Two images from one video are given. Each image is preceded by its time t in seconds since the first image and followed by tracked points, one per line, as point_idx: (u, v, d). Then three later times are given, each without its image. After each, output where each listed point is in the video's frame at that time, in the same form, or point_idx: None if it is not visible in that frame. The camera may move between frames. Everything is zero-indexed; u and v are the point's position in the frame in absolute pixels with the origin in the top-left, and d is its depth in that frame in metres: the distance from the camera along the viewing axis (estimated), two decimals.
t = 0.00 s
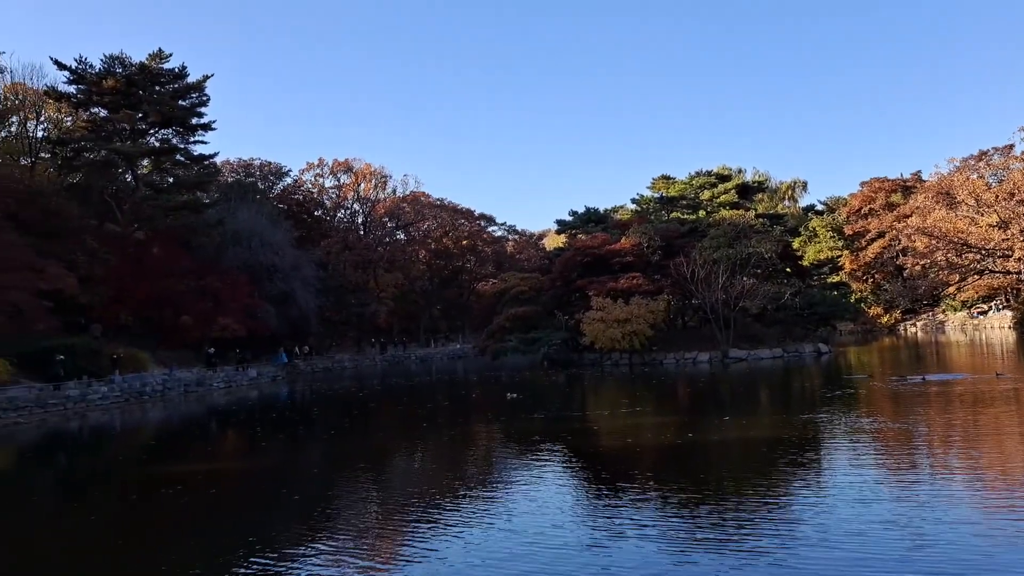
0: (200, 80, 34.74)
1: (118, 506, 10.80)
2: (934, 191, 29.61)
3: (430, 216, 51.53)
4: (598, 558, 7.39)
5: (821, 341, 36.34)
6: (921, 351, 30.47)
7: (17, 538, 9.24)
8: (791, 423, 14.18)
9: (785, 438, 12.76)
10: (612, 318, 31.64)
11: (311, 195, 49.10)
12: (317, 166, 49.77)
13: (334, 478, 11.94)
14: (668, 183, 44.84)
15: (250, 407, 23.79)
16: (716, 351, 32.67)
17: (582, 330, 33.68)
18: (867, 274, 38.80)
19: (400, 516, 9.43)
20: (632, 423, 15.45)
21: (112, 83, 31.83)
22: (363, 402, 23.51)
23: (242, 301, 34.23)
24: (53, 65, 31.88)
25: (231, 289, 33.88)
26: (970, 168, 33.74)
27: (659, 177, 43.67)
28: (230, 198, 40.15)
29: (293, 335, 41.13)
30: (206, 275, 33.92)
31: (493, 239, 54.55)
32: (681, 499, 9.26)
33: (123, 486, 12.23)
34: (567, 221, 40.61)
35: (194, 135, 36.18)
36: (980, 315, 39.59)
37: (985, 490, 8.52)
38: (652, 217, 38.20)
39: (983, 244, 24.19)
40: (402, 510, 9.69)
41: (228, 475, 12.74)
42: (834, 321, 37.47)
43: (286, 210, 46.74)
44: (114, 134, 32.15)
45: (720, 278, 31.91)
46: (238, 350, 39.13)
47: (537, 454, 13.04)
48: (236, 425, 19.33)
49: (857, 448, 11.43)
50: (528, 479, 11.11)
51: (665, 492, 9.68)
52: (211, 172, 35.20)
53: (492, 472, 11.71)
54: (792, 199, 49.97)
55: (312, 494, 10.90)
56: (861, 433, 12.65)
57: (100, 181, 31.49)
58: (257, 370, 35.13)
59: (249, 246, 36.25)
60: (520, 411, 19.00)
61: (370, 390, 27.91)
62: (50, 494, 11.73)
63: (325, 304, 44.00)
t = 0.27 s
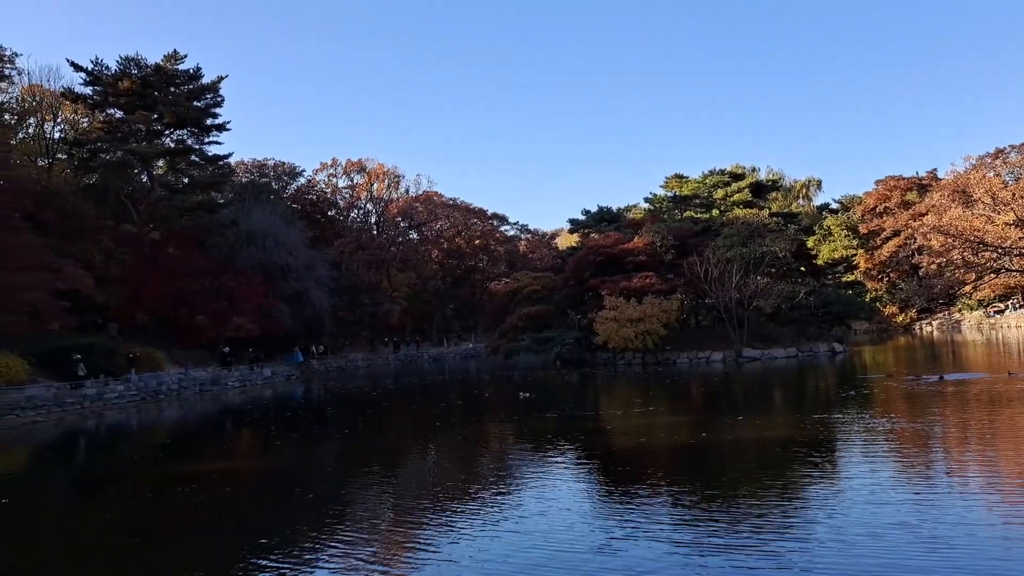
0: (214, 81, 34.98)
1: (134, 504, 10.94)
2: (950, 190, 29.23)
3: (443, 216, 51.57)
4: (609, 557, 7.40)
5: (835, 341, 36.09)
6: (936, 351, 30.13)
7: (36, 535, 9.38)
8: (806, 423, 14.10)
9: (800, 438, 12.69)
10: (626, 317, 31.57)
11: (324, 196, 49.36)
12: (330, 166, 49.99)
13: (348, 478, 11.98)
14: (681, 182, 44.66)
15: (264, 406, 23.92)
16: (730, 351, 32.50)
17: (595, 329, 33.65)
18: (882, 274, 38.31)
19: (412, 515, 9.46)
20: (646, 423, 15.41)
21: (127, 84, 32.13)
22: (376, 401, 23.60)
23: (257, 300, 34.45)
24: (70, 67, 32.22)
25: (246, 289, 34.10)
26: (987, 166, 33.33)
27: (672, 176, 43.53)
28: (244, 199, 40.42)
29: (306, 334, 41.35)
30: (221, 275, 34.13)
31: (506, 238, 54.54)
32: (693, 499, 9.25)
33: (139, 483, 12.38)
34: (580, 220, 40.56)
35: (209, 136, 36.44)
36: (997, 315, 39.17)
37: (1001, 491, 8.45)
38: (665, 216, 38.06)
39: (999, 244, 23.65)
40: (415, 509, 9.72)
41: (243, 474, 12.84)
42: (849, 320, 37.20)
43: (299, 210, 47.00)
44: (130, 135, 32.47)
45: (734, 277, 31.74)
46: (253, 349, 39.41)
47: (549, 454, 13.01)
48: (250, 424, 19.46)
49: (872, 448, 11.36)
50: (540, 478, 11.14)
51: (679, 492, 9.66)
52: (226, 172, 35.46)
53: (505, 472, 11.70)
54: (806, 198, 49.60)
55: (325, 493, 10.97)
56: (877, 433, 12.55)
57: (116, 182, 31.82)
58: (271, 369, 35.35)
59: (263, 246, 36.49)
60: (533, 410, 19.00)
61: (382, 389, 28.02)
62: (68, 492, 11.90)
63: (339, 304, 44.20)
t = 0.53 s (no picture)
0: (229, 82, 35.24)
1: (152, 502, 11.04)
2: (967, 188, 28.85)
3: (457, 215, 51.68)
4: (624, 558, 7.38)
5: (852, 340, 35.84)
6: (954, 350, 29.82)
7: (56, 533, 9.48)
8: (821, 423, 14.03)
9: (815, 437, 12.62)
10: (640, 317, 31.52)
11: (338, 196, 49.63)
12: (345, 166, 50.28)
13: (363, 477, 12.05)
14: (695, 181, 44.51)
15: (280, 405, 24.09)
16: (745, 350, 32.36)
17: (609, 329, 33.60)
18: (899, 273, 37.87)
19: (427, 514, 9.50)
20: (660, 422, 15.40)
21: (144, 86, 32.45)
22: (391, 400, 23.70)
23: (273, 300, 34.57)
24: (88, 69, 32.59)
25: (262, 288, 34.26)
26: (1006, 164, 32.87)
27: (686, 175, 43.41)
28: (259, 199, 40.73)
29: (322, 334, 41.62)
30: (237, 275, 34.25)
31: (519, 238, 54.57)
32: (708, 499, 9.22)
33: (158, 482, 12.49)
34: (594, 220, 40.49)
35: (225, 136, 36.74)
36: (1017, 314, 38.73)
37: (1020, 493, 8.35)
38: (679, 215, 37.95)
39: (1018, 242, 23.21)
40: (430, 508, 9.76)
41: (260, 472, 12.95)
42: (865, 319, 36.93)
43: (314, 210, 47.29)
44: (147, 136, 32.79)
45: (748, 277, 31.57)
46: (269, 349, 39.73)
47: (564, 453, 13.01)
48: (266, 423, 19.62)
49: (888, 449, 11.28)
50: (555, 478, 11.13)
51: (693, 491, 9.65)
52: (241, 173, 35.73)
53: (519, 471, 11.73)
54: (821, 196, 49.26)
55: (340, 492, 11.04)
56: (893, 433, 12.46)
57: (133, 182, 32.14)
58: (287, 368, 35.62)
59: (279, 246, 36.77)
60: (547, 409, 19.01)
61: (397, 388, 28.13)
62: (88, 490, 12.02)
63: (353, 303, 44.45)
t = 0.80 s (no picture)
0: (245, 83, 35.46)
1: (170, 500, 11.15)
2: (985, 185, 28.33)
3: (471, 215, 51.71)
4: (639, 558, 7.35)
5: (868, 339, 35.54)
6: (972, 349, 29.48)
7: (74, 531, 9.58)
8: (837, 422, 13.92)
9: (832, 437, 12.53)
10: (654, 315, 31.41)
11: (353, 195, 49.82)
12: (359, 166, 50.49)
13: (378, 475, 12.08)
14: (710, 179, 44.30)
15: (295, 404, 24.23)
16: (760, 349, 32.16)
17: (623, 328, 33.52)
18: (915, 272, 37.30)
19: (441, 513, 9.51)
20: (674, 421, 15.35)
21: (160, 86, 32.73)
22: (406, 399, 23.75)
23: (288, 299, 34.44)
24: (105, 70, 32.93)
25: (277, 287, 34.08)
26: None
27: (701, 173, 43.22)
28: (275, 199, 40.99)
29: (337, 333, 41.85)
30: (252, 274, 33.97)
31: (533, 237, 54.56)
32: (723, 499, 9.18)
33: (176, 480, 12.62)
34: (608, 218, 40.39)
35: (240, 137, 36.99)
36: None
37: None
38: (694, 214, 37.77)
39: None
40: (445, 507, 9.77)
41: (275, 470, 13.02)
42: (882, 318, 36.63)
43: (329, 210, 47.52)
44: (163, 137, 33.07)
45: (763, 275, 31.34)
46: (285, 347, 40.01)
47: (578, 453, 12.97)
48: (282, 422, 19.73)
49: (906, 449, 11.17)
50: (570, 477, 11.12)
51: (709, 491, 9.60)
52: (257, 173, 35.97)
53: (533, 470, 11.71)
54: (837, 195, 48.87)
55: (356, 490, 11.07)
56: (910, 433, 12.35)
57: (150, 183, 32.44)
58: (302, 367, 35.84)
59: (294, 246, 37.00)
60: (562, 408, 18.97)
61: (411, 387, 28.21)
62: (107, 488, 12.15)
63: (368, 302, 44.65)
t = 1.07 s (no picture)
0: (258, 83, 35.68)
1: (185, 498, 11.23)
2: (1001, 183, 28.13)
3: (483, 214, 51.76)
4: (652, 557, 7.35)
5: (883, 338, 35.25)
6: (989, 348, 29.18)
7: (91, 529, 9.69)
8: (852, 422, 13.83)
9: (847, 437, 12.45)
10: (667, 314, 31.31)
11: (366, 195, 50.00)
12: (372, 166, 50.70)
13: (392, 474, 12.12)
14: (723, 177, 44.10)
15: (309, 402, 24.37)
16: (774, 349, 31.98)
17: (636, 327, 33.43)
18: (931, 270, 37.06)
19: (454, 512, 9.53)
20: (688, 421, 15.31)
21: (175, 87, 33.00)
22: (419, 398, 23.80)
23: (301, 298, 34.57)
24: (121, 72, 33.24)
25: (291, 286, 34.23)
26: None
27: (714, 172, 43.05)
28: (289, 199, 41.22)
29: (350, 332, 42.03)
30: (267, 274, 34.15)
31: (545, 236, 54.54)
32: (736, 499, 9.14)
33: (191, 478, 12.72)
34: (621, 217, 40.32)
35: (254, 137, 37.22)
36: None
37: None
38: (707, 212, 37.62)
39: None
40: (457, 506, 9.79)
41: (290, 469, 13.10)
42: (897, 317, 36.34)
43: (342, 209, 47.74)
44: (178, 137, 33.34)
45: (777, 274, 31.16)
46: (298, 346, 40.24)
47: (591, 452, 12.95)
48: (297, 420, 19.84)
49: (921, 449, 11.08)
50: (583, 477, 11.10)
51: (722, 491, 9.57)
52: (270, 172, 36.19)
53: (547, 470, 11.71)
54: (852, 193, 48.49)
55: (369, 489, 11.11)
56: (926, 433, 12.25)
57: (165, 183, 32.72)
58: (315, 365, 36.02)
59: (308, 245, 37.21)
60: (575, 407, 18.97)
61: (424, 386, 28.29)
62: (124, 486, 12.28)
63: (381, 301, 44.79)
